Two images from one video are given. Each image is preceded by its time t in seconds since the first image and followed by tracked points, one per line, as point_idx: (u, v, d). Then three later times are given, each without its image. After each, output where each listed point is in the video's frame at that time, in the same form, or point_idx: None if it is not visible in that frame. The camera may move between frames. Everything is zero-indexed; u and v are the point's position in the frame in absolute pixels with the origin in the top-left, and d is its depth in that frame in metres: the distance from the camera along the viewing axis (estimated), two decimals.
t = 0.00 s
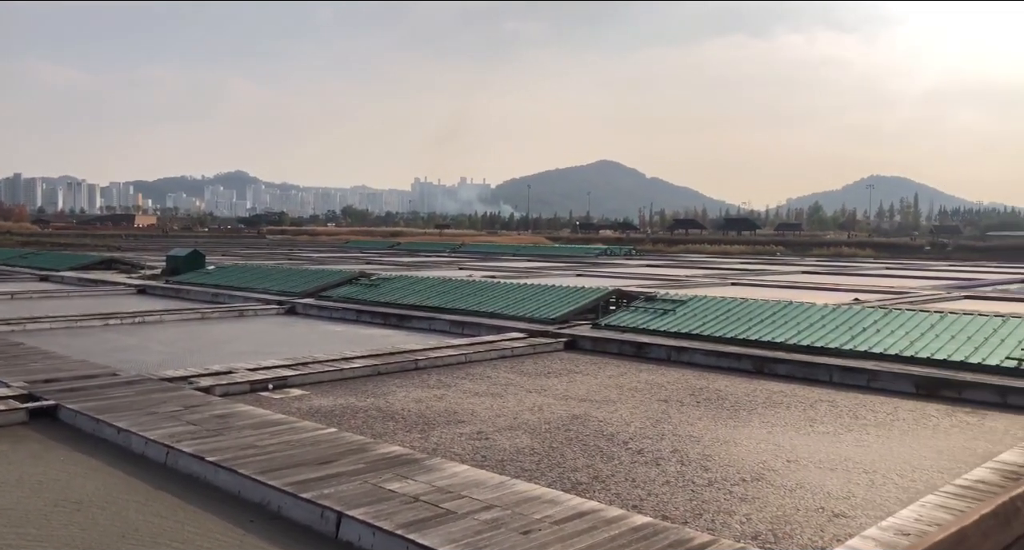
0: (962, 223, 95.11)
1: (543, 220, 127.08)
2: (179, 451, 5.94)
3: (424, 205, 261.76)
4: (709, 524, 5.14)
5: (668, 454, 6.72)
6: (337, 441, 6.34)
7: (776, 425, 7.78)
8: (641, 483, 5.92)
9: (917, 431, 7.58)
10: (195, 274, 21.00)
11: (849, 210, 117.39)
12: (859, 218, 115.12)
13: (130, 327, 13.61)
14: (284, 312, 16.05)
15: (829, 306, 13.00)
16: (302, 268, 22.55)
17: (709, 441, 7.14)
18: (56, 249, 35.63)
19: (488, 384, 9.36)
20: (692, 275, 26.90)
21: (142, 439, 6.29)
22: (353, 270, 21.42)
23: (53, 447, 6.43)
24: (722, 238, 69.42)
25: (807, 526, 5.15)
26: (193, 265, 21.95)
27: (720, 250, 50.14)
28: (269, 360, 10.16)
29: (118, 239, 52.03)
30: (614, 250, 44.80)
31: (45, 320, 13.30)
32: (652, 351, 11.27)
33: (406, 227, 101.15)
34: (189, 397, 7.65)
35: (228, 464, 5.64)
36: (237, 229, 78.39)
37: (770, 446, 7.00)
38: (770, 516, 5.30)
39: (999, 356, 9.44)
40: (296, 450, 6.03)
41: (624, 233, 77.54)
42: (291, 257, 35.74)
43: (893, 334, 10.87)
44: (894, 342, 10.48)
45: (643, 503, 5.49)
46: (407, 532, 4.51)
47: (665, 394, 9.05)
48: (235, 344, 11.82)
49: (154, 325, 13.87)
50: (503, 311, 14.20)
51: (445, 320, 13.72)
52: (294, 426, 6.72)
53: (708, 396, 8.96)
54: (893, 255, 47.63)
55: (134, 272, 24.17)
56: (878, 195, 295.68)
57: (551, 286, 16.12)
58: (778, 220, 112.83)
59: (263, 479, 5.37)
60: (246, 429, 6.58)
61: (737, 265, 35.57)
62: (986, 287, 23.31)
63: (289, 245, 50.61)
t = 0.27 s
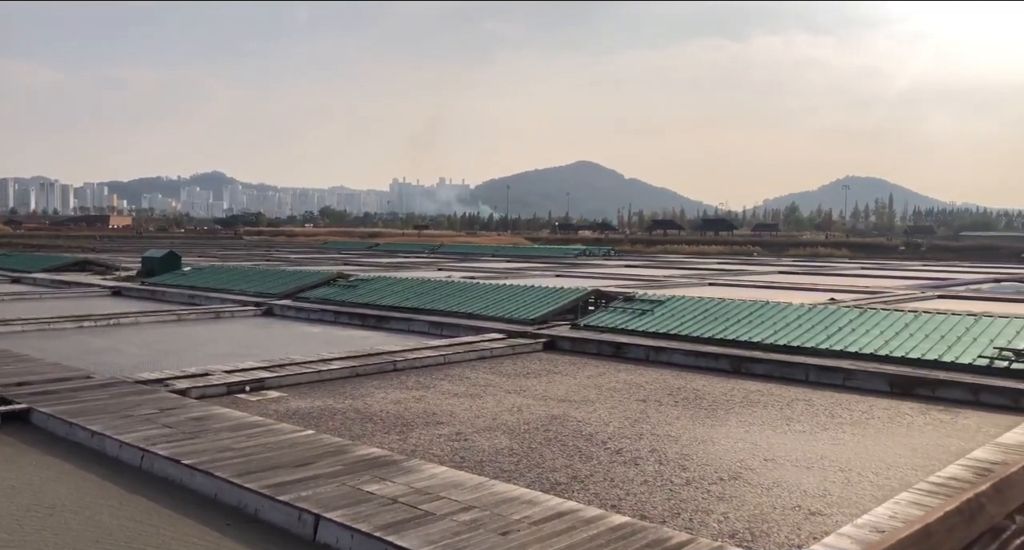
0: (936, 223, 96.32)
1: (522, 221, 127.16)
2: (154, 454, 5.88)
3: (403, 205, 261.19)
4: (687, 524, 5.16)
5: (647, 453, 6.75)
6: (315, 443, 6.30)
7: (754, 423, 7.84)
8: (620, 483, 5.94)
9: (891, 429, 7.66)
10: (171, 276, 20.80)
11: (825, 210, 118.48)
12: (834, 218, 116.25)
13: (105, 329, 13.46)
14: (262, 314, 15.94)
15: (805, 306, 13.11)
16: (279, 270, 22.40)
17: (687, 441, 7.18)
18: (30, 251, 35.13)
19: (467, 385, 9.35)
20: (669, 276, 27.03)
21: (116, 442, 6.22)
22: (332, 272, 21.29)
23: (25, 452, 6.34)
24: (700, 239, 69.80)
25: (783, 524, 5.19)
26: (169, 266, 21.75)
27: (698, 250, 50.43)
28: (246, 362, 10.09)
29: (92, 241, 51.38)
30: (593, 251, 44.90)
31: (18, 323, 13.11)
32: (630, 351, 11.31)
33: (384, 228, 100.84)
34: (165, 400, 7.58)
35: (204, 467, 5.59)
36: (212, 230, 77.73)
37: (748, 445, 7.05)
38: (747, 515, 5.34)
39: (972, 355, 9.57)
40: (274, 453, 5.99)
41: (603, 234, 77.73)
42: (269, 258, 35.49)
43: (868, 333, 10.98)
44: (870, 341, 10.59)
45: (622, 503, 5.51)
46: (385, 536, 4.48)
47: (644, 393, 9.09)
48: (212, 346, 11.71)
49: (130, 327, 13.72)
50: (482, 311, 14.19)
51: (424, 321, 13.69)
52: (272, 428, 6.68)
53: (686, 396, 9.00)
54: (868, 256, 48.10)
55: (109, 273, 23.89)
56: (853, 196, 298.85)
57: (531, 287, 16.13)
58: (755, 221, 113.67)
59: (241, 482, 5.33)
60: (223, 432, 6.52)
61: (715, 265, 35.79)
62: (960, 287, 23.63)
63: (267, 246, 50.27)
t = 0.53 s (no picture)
0: (908, 225, 97.58)
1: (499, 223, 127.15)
2: (126, 459, 5.81)
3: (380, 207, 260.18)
4: (663, 524, 5.19)
5: (623, 454, 6.78)
6: (291, 447, 6.26)
7: (729, 424, 7.90)
8: (597, 484, 5.96)
9: (864, 428, 7.75)
10: (144, 279, 20.57)
11: (799, 212, 119.62)
12: (809, 220, 117.41)
13: (76, 333, 13.28)
14: (236, 317, 15.81)
15: (779, 307, 13.23)
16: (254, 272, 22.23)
17: (663, 441, 7.21)
18: None
19: (444, 387, 9.34)
20: (646, 278, 27.17)
21: (87, 448, 6.14)
22: (307, 274, 21.14)
23: None
24: (676, 240, 70.19)
25: (758, 524, 5.23)
26: (141, 269, 21.50)
27: (674, 252, 50.69)
28: (221, 366, 10.00)
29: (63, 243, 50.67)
30: (570, 253, 44.99)
31: None
32: (607, 353, 11.35)
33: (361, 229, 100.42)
34: (137, 405, 7.50)
35: (178, 472, 5.54)
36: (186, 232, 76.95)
37: (723, 446, 7.10)
38: (722, 515, 5.37)
39: (942, 355, 9.71)
40: (249, 457, 5.94)
41: (580, 236, 77.90)
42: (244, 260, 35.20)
43: (841, 334, 11.11)
44: (843, 342, 10.71)
45: (598, 505, 5.53)
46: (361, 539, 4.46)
47: (620, 395, 9.12)
48: (186, 350, 11.60)
49: (102, 331, 13.55)
50: (459, 314, 14.17)
51: (401, 324, 13.65)
52: (247, 432, 6.63)
53: (662, 397, 9.05)
54: (842, 257, 48.64)
55: (80, 276, 23.58)
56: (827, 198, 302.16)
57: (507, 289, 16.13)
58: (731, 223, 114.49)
59: (215, 487, 5.28)
60: (197, 436, 6.46)
61: (692, 267, 36.02)
62: (931, 288, 23.97)
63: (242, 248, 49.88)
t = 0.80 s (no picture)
0: (878, 228, 98.82)
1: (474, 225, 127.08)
2: (94, 465, 5.72)
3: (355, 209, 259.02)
4: (637, 526, 5.20)
5: (598, 456, 6.80)
6: (263, 451, 6.20)
7: (703, 425, 7.95)
8: (571, 486, 5.96)
9: (836, 429, 7.83)
10: (114, 281, 20.31)
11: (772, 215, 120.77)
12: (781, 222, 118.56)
13: (44, 336, 13.06)
14: (208, 320, 15.65)
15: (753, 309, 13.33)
16: (227, 275, 22.02)
17: (638, 443, 7.24)
18: None
19: (418, 390, 9.30)
20: (621, 280, 27.28)
21: (54, 453, 6.04)
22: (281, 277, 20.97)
23: None
24: (651, 243, 70.54)
25: (731, 525, 5.27)
26: (111, 272, 21.22)
27: (649, 254, 50.94)
28: (192, 369, 9.89)
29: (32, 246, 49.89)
30: (546, 255, 45.02)
31: None
32: (582, 355, 11.37)
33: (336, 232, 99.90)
34: (107, 409, 7.39)
35: (147, 477, 5.46)
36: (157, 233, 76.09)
37: (697, 447, 7.14)
38: (696, 516, 5.40)
39: (912, 356, 9.84)
40: (221, 461, 5.88)
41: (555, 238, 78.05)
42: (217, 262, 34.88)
43: (813, 335, 11.22)
44: (815, 343, 10.81)
45: (573, 507, 5.53)
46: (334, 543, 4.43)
47: (595, 397, 9.15)
48: (156, 354, 11.46)
49: (70, 334, 13.35)
50: (434, 316, 14.14)
51: (375, 327, 13.59)
52: (219, 436, 6.56)
53: (637, 399, 9.09)
54: (815, 259, 49.15)
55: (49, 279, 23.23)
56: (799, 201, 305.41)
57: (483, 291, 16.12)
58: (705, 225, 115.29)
59: (185, 492, 5.21)
60: (168, 441, 6.38)
61: (666, 269, 36.19)
62: (901, 289, 24.29)
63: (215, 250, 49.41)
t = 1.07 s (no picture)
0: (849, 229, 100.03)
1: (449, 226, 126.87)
2: (62, 470, 5.64)
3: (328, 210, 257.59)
4: (611, 526, 5.22)
5: (573, 457, 6.81)
6: (236, 455, 6.14)
7: (677, 425, 7.99)
8: (546, 487, 5.97)
9: (808, 428, 7.91)
10: (83, 283, 20.01)
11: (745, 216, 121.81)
12: (754, 223, 119.62)
13: (11, 339, 12.84)
14: (179, 322, 15.47)
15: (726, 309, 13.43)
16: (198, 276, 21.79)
17: (612, 443, 7.27)
18: None
19: (393, 392, 9.27)
20: (596, 281, 27.39)
21: (21, 458, 5.94)
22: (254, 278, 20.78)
23: None
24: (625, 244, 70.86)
25: (705, 524, 5.30)
26: (80, 274, 20.91)
27: (624, 256, 51.16)
28: (163, 372, 9.78)
29: None
30: (521, 256, 45.06)
31: None
32: (557, 356, 11.39)
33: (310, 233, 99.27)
34: (75, 413, 7.28)
35: (116, 482, 5.39)
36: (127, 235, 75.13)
37: (671, 447, 7.18)
38: (670, 516, 5.43)
39: (882, 356, 9.96)
40: (193, 465, 5.82)
41: (530, 239, 78.14)
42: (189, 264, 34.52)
43: (786, 335, 11.32)
44: (787, 343, 10.92)
45: (548, 508, 5.53)
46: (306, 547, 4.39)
47: (570, 398, 9.16)
48: (126, 357, 11.31)
49: (38, 338, 13.14)
50: (409, 318, 14.09)
51: (350, 329, 13.51)
52: (190, 440, 6.49)
53: (611, 399, 9.12)
54: (787, 260, 49.66)
55: (16, 281, 22.84)
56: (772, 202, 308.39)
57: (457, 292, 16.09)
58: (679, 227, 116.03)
59: (155, 497, 5.15)
60: (138, 445, 6.30)
61: (640, 270, 36.32)
62: (871, 290, 24.60)
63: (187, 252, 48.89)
